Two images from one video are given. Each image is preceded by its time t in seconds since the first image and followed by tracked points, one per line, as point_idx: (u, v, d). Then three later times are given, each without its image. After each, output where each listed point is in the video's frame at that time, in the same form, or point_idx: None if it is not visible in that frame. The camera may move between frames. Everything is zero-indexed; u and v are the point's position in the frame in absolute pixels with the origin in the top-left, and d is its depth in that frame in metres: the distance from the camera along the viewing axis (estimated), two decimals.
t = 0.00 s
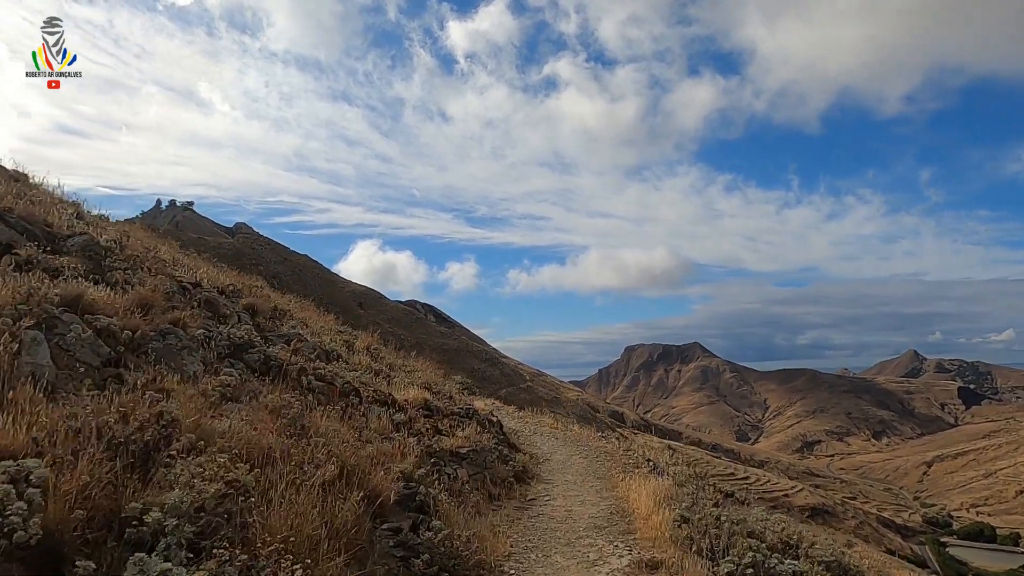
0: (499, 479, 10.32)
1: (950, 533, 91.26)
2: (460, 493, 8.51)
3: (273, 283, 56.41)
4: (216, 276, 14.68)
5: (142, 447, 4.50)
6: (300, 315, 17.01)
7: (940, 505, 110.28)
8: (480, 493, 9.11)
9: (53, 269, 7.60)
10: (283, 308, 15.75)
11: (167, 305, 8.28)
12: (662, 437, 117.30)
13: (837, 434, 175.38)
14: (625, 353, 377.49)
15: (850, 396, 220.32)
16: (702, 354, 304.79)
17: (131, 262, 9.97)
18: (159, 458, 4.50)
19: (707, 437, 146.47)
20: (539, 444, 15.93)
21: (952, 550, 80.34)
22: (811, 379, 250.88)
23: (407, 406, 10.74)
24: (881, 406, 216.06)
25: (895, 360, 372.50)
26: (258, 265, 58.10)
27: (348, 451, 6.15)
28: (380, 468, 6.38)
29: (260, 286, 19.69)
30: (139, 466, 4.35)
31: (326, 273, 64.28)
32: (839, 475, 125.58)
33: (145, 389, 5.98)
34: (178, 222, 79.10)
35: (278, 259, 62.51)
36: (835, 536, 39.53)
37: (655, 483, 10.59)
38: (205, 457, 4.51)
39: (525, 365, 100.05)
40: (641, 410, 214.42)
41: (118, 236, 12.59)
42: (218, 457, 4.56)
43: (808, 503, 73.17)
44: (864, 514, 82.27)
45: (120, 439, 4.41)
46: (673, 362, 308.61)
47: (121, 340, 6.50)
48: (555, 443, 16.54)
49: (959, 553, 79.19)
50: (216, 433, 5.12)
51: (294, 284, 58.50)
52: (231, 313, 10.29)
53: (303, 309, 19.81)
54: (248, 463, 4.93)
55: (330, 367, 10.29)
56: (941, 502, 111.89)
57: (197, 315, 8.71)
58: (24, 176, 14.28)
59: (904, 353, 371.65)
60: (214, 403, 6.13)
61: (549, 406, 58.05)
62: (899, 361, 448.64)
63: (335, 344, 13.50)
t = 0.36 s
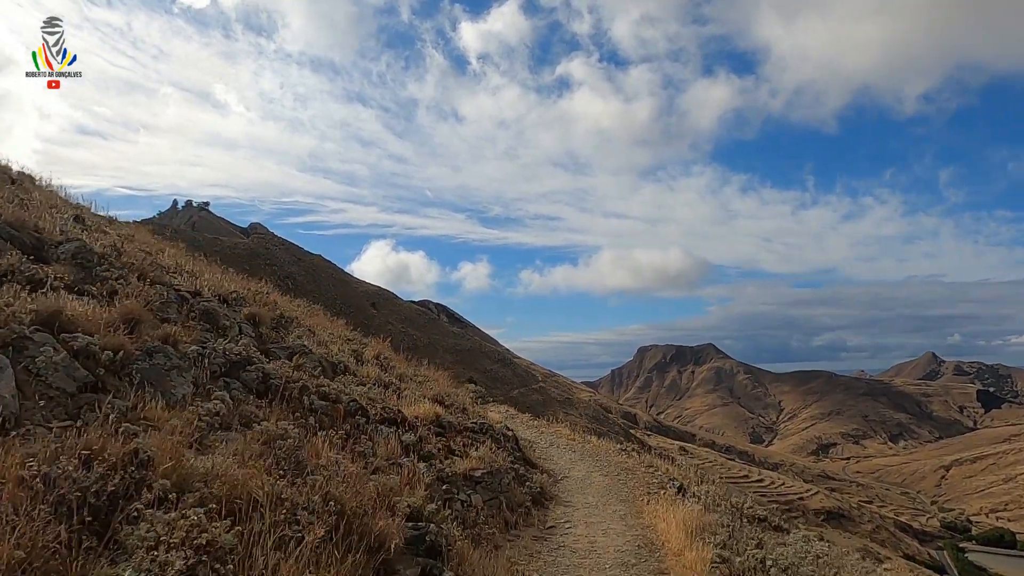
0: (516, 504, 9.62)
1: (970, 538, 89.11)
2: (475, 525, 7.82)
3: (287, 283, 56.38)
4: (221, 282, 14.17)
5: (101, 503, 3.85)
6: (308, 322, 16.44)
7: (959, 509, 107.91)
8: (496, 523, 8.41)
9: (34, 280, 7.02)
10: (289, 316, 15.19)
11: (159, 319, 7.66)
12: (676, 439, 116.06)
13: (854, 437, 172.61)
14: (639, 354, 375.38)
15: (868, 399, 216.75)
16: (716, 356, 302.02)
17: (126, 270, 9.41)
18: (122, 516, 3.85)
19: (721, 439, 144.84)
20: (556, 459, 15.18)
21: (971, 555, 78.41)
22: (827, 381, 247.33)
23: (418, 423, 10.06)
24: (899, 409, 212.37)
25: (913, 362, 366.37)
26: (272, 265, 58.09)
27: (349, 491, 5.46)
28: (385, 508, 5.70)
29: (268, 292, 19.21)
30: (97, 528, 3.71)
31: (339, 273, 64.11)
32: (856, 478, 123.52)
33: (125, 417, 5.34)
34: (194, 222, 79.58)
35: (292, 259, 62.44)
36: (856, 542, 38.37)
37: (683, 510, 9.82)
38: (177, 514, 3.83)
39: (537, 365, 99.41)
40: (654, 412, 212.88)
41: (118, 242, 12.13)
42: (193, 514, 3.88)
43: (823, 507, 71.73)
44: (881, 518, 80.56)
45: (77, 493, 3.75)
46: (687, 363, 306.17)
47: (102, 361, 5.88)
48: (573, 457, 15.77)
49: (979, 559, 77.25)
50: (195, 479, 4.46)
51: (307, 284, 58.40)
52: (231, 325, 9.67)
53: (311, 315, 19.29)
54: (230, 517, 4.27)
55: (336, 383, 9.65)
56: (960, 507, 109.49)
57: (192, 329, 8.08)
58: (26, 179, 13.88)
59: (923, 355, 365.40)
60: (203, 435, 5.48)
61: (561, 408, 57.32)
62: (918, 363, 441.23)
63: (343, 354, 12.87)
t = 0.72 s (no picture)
0: (536, 521, 8.89)
1: (1001, 550, 85.91)
2: (491, 547, 7.13)
3: (307, 285, 56.46)
4: (231, 281, 13.72)
5: (40, 538, 3.25)
6: (322, 323, 15.94)
7: (990, 520, 104.32)
8: (514, 544, 7.70)
9: (18, 275, 6.52)
10: (303, 317, 14.69)
11: (152, 317, 7.12)
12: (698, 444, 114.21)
13: (880, 445, 168.34)
14: (660, 358, 371.62)
15: (895, 406, 211.28)
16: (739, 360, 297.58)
17: (126, 266, 8.93)
18: (64, 556, 3.25)
19: (744, 446, 142.29)
20: (578, 469, 14.40)
21: (1002, 568, 75.52)
22: (853, 387, 241.90)
23: (432, 432, 9.41)
24: (927, 416, 206.63)
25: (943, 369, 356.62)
26: (294, 266, 58.29)
27: (346, 516, 4.81)
28: (387, 535, 5.05)
29: (283, 293, 18.80)
30: (33, 568, 3.11)
31: (360, 275, 64.12)
32: (884, 487, 120.32)
33: (98, 425, 4.76)
34: (218, 224, 80.54)
35: (315, 261, 62.61)
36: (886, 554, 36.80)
37: (719, 532, 9.00)
38: (132, 555, 3.20)
39: (557, 369, 98.60)
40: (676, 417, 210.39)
41: (125, 239, 11.75)
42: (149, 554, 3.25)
43: (847, 516, 69.63)
44: (908, 528, 78.05)
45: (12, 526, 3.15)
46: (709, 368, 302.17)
47: (80, 363, 5.32)
48: (596, 467, 14.98)
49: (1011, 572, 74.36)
50: (163, 505, 3.84)
51: (329, 286, 58.46)
52: (235, 325, 9.13)
53: (327, 317, 18.82)
54: (197, 555, 3.66)
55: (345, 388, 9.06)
56: (991, 518, 105.86)
57: (189, 329, 7.53)
58: (39, 177, 13.65)
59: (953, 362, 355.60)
60: (184, 449, 4.87)
61: (580, 411, 56.38)
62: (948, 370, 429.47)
63: (355, 357, 12.29)
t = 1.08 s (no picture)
0: (560, 552, 8.16)
1: None
2: None
3: (327, 287, 56.45)
4: (242, 287, 13.22)
5: None
6: (337, 331, 15.38)
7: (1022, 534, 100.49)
8: None
9: None
10: (316, 324, 14.12)
11: (144, 329, 6.57)
12: (720, 452, 112.03)
13: (908, 455, 163.77)
14: (682, 364, 367.57)
15: (925, 415, 205.49)
16: (762, 367, 292.61)
17: (124, 271, 8.43)
18: None
19: (767, 453, 139.40)
20: (603, 487, 13.59)
21: None
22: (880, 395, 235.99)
23: (447, 452, 8.73)
24: (957, 426, 200.57)
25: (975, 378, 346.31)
26: (316, 269, 58.40)
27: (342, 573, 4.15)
28: None
29: (299, 299, 18.33)
30: None
31: (381, 278, 64.00)
32: (913, 498, 116.74)
33: (63, 458, 4.15)
34: (243, 227, 81.35)
35: (337, 263, 62.62)
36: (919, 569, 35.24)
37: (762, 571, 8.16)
38: None
39: (577, 373, 97.60)
40: (697, 424, 207.41)
41: (132, 244, 11.31)
42: None
43: (873, 527, 67.47)
44: (936, 541, 75.44)
45: None
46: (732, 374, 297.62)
47: (51, 384, 4.74)
48: (621, 486, 14.14)
49: None
50: (119, 567, 3.22)
51: (350, 288, 58.41)
52: (238, 337, 8.59)
53: (343, 324, 18.31)
54: None
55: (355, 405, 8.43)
56: None
57: (185, 343, 6.96)
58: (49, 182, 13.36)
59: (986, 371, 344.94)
60: (160, 486, 4.25)
61: (600, 416, 55.38)
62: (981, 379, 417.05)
63: (368, 368, 11.66)
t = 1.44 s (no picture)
0: None
1: None
2: None
3: (343, 291, 56.24)
4: (246, 287, 12.64)
5: None
6: (345, 333, 14.74)
7: None
8: None
9: None
10: (323, 326, 13.46)
11: (120, 328, 5.92)
12: (738, 460, 110.08)
13: (931, 465, 159.91)
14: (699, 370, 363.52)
15: (948, 425, 200.57)
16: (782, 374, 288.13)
17: (110, 266, 7.84)
18: None
19: (786, 462, 136.83)
20: (624, 501, 12.75)
21: None
22: (903, 403, 231.00)
23: (458, 465, 7.99)
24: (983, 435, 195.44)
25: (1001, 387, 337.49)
26: (334, 273, 58.36)
27: None
28: None
29: (309, 302, 17.77)
30: None
31: (397, 282, 63.69)
32: (937, 509, 113.69)
33: None
34: (261, 231, 81.87)
35: (353, 267, 62.46)
36: None
37: None
38: None
39: (593, 379, 96.57)
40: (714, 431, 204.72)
41: (130, 241, 10.77)
42: None
43: (895, 538, 65.59)
44: (960, 554, 73.15)
45: None
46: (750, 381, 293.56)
47: None
48: (644, 500, 13.27)
49: None
50: None
51: (366, 292, 58.23)
52: (232, 337, 7.94)
53: (353, 327, 17.71)
54: None
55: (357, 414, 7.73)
56: None
57: (166, 344, 6.30)
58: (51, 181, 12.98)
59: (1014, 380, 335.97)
60: (108, 512, 3.56)
61: (616, 423, 54.36)
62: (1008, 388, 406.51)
63: (375, 372, 10.94)
